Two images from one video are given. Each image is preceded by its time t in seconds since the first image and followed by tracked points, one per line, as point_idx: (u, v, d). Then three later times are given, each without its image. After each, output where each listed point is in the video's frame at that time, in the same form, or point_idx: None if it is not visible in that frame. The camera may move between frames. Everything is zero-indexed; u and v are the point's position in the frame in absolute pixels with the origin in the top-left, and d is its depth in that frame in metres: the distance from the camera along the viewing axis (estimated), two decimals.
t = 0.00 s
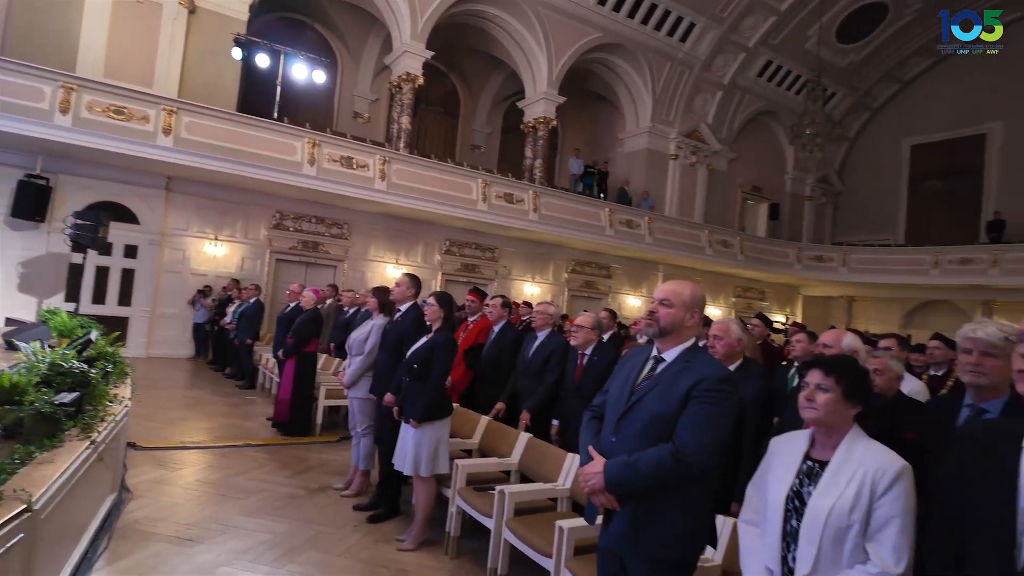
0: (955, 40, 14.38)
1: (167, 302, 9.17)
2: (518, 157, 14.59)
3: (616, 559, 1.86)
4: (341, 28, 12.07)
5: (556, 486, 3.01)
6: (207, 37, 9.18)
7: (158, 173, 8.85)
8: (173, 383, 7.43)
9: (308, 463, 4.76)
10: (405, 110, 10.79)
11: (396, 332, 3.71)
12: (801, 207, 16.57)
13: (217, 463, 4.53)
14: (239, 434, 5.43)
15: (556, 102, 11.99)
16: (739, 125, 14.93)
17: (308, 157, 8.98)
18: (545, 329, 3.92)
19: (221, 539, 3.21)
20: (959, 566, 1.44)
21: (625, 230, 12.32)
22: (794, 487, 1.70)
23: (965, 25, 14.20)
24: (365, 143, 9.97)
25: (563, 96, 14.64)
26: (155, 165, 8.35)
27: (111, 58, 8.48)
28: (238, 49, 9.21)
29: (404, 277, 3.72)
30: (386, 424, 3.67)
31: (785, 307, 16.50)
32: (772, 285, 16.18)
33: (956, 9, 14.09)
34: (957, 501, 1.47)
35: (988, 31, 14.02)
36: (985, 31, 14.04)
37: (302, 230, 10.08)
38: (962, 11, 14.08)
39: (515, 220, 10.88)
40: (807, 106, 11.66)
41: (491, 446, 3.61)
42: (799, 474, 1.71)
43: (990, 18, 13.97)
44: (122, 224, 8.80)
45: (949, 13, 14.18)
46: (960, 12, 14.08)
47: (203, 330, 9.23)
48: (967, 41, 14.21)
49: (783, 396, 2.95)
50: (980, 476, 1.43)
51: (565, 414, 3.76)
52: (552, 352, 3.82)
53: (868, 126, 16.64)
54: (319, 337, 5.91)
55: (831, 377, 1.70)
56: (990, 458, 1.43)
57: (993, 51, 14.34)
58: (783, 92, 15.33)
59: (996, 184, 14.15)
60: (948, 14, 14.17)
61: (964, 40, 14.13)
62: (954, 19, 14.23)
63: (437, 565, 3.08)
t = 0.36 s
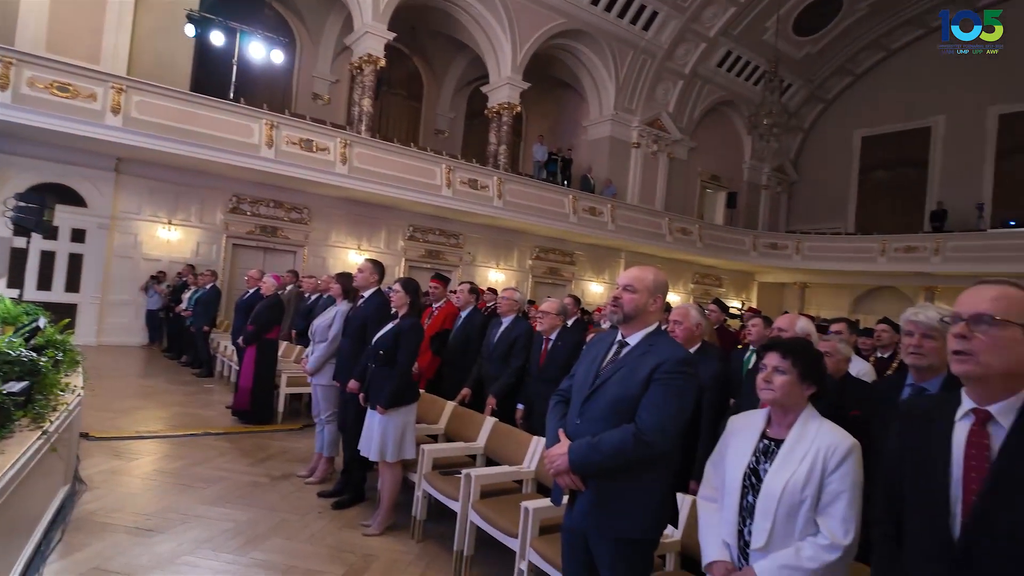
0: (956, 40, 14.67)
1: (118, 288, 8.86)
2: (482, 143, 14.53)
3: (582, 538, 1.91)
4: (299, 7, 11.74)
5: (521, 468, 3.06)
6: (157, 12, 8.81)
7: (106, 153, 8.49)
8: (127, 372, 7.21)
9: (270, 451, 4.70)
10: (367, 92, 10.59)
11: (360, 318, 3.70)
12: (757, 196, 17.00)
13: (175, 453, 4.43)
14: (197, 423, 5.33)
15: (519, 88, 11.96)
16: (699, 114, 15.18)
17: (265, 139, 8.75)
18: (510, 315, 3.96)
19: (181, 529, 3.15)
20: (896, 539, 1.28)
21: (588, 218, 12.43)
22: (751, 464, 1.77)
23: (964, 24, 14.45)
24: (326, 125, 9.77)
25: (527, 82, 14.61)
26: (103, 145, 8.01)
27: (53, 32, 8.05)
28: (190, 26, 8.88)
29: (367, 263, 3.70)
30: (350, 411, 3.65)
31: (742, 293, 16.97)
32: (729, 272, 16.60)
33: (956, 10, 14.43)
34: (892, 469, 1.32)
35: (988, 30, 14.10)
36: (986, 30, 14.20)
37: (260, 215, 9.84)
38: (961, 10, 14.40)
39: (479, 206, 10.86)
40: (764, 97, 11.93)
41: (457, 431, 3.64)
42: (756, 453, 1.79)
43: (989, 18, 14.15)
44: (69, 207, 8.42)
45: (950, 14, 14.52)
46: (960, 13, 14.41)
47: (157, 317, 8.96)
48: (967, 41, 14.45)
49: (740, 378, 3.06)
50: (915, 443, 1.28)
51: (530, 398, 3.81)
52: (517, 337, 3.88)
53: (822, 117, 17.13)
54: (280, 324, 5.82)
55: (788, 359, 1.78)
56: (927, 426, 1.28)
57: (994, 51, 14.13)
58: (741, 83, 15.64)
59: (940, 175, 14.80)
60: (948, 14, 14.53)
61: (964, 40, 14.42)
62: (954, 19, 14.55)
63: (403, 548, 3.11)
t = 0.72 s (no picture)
0: (955, 39, 14.71)
1: (84, 278, 8.66)
2: (457, 132, 14.47)
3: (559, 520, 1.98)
4: None
5: (499, 454, 3.13)
6: None
7: (70, 139, 8.24)
8: (94, 363, 7.07)
9: (246, 442, 4.69)
10: (340, 79, 10.46)
11: (336, 308, 3.70)
12: (728, 187, 17.27)
13: (147, 444, 4.39)
14: (169, 414, 5.27)
15: (495, 77, 11.92)
16: (672, 105, 15.34)
17: (236, 127, 8.60)
18: (487, 305, 4.01)
19: (158, 519, 3.15)
20: (852, 512, 1.37)
21: (564, 208, 12.51)
22: (721, 447, 1.85)
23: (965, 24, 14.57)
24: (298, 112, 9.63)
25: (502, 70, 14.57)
26: (66, 130, 7.77)
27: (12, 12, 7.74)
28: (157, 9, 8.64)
29: (343, 253, 3.69)
30: (327, 400, 3.66)
31: (713, 283, 17.28)
32: (700, 262, 16.88)
33: (957, 10, 14.66)
34: (847, 446, 1.40)
35: (988, 30, 14.19)
36: (985, 30, 14.30)
37: (230, 203, 9.68)
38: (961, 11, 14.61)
39: (454, 195, 10.85)
40: (736, 89, 12.10)
41: (436, 420, 3.69)
42: (725, 437, 1.86)
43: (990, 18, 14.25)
44: (30, 194, 8.17)
45: (950, 13, 14.78)
46: (960, 13, 14.61)
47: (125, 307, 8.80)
48: (966, 41, 14.48)
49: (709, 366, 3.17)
50: (869, 424, 1.36)
51: (506, 387, 3.88)
52: (493, 327, 3.93)
53: (792, 110, 17.43)
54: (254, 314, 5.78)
55: (757, 347, 1.85)
56: (879, 407, 1.36)
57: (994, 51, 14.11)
58: (714, 75, 15.82)
59: (903, 168, 15.23)
60: (948, 14, 14.80)
61: (964, 40, 14.49)
62: (954, 19, 14.73)
63: (382, 535, 3.15)
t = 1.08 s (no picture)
0: (956, 39, 14.57)
1: (59, 270, 8.53)
2: (439, 124, 14.42)
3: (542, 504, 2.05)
4: None
5: (482, 443, 3.20)
6: None
7: (42, 128, 8.06)
8: (72, 356, 6.99)
9: (229, 433, 4.70)
10: (320, 69, 10.36)
11: (319, 300, 3.72)
12: (708, 180, 17.46)
13: (128, 437, 4.37)
14: (150, 407, 5.26)
15: (477, 68, 11.90)
16: (653, 98, 15.45)
17: (215, 117, 8.49)
18: (470, 298, 4.07)
19: (143, 511, 3.16)
20: (814, 490, 1.45)
21: (545, 199, 12.57)
22: (698, 433, 1.88)
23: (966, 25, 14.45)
24: (278, 102, 9.53)
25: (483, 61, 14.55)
26: (39, 119, 7.61)
27: None
28: None
29: (327, 245, 3.70)
30: (312, 393, 3.68)
31: (692, 275, 17.51)
32: (680, 253, 17.08)
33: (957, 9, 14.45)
34: (810, 428, 1.48)
35: (988, 31, 14.15)
36: (986, 30, 14.24)
37: (209, 194, 9.57)
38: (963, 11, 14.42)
39: (436, 187, 10.84)
40: (716, 82, 12.21)
41: (421, 411, 3.74)
42: (702, 423, 1.89)
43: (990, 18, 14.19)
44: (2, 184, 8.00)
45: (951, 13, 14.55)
46: (961, 12, 14.41)
47: (102, 299, 8.70)
48: (967, 41, 14.39)
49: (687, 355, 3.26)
50: (832, 407, 1.43)
51: (490, 377, 3.96)
52: (476, 319, 4.00)
53: (771, 104, 17.64)
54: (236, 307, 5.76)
55: (733, 336, 1.88)
56: (841, 391, 1.43)
57: (995, 50, 14.04)
58: (694, 68, 15.94)
59: (878, 161, 15.53)
60: (948, 14, 14.59)
61: (964, 40, 14.40)
62: (955, 19, 14.53)
63: (368, 524, 3.20)
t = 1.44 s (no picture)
0: (956, 40, 14.43)
1: (42, 264, 8.46)
2: (426, 116, 14.39)
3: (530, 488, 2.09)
4: None
5: (470, 433, 3.25)
6: None
7: (22, 120, 7.94)
8: (56, 351, 6.95)
9: (217, 427, 4.72)
10: (305, 60, 10.29)
11: (308, 293, 3.75)
12: (694, 173, 17.58)
13: (115, 431, 4.38)
14: (137, 401, 5.25)
15: (463, 61, 11.88)
16: (640, 91, 15.50)
17: (199, 109, 8.42)
18: (456, 291, 4.11)
19: (132, 503, 3.18)
20: (781, 474, 1.50)
21: (533, 192, 12.62)
22: (679, 422, 1.87)
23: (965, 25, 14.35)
24: (263, 94, 9.47)
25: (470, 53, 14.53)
26: (19, 111, 7.50)
27: None
28: None
29: (316, 239, 3.72)
30: (301, 385, 3.71)
31: (678, 267, 17.65)
32: (666, 246, 17.21)
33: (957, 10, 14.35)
34: (779, 414, 1.53)
35: (988, 30, 14.04)
36: (986, 30, 14.13)
37: (194, 187, 9.50)
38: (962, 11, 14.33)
39: (423, 180, 10.84)
40: (702, 75, 12.26)
41: (408, 403, 3.79)
42: (682, 412, 1.89)
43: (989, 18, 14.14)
44: None
45: (950, 14, 14.48)
46: (961, 13, 14.30)
47: (86, 293, 8.64)
48: (967, 41, 14.27)
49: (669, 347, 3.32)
50: (799, 393, 1.49)
51: (477, 368, 4.02)
52: (462, 311, 4.03)
53: (756, 97, 17.78)
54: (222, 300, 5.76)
55: (713, 328, 1.88)
56: (807, 379, 1.50)
57: (994, 50, 13.97)
58: (680, 61, 16.01)
59: (862, 155, 15.73)
60: (948, 14, 14.49)
61: (964, 39, 14.29)
62: (955, 19, 14.42)
63: (357, 513, 3.24)
